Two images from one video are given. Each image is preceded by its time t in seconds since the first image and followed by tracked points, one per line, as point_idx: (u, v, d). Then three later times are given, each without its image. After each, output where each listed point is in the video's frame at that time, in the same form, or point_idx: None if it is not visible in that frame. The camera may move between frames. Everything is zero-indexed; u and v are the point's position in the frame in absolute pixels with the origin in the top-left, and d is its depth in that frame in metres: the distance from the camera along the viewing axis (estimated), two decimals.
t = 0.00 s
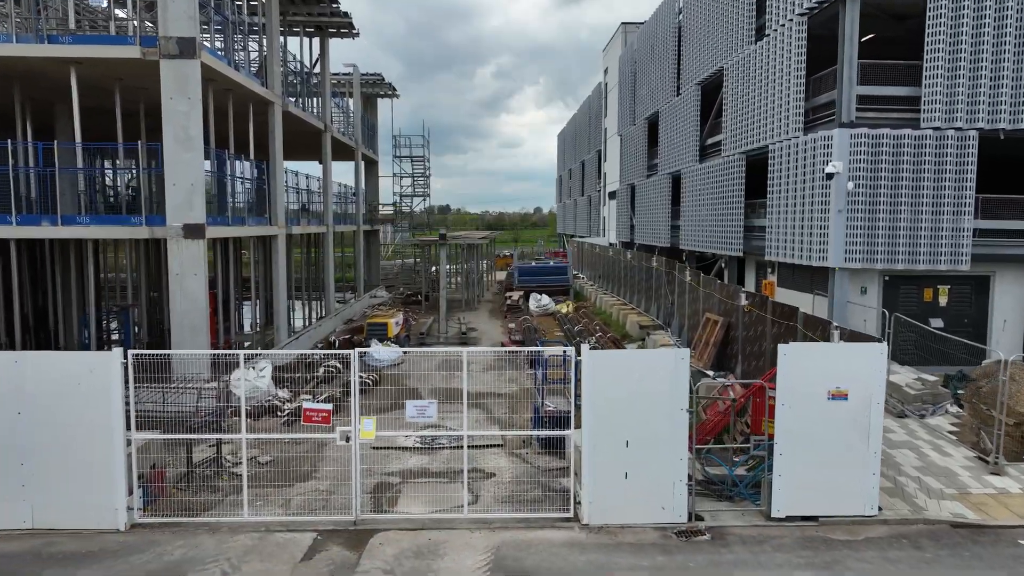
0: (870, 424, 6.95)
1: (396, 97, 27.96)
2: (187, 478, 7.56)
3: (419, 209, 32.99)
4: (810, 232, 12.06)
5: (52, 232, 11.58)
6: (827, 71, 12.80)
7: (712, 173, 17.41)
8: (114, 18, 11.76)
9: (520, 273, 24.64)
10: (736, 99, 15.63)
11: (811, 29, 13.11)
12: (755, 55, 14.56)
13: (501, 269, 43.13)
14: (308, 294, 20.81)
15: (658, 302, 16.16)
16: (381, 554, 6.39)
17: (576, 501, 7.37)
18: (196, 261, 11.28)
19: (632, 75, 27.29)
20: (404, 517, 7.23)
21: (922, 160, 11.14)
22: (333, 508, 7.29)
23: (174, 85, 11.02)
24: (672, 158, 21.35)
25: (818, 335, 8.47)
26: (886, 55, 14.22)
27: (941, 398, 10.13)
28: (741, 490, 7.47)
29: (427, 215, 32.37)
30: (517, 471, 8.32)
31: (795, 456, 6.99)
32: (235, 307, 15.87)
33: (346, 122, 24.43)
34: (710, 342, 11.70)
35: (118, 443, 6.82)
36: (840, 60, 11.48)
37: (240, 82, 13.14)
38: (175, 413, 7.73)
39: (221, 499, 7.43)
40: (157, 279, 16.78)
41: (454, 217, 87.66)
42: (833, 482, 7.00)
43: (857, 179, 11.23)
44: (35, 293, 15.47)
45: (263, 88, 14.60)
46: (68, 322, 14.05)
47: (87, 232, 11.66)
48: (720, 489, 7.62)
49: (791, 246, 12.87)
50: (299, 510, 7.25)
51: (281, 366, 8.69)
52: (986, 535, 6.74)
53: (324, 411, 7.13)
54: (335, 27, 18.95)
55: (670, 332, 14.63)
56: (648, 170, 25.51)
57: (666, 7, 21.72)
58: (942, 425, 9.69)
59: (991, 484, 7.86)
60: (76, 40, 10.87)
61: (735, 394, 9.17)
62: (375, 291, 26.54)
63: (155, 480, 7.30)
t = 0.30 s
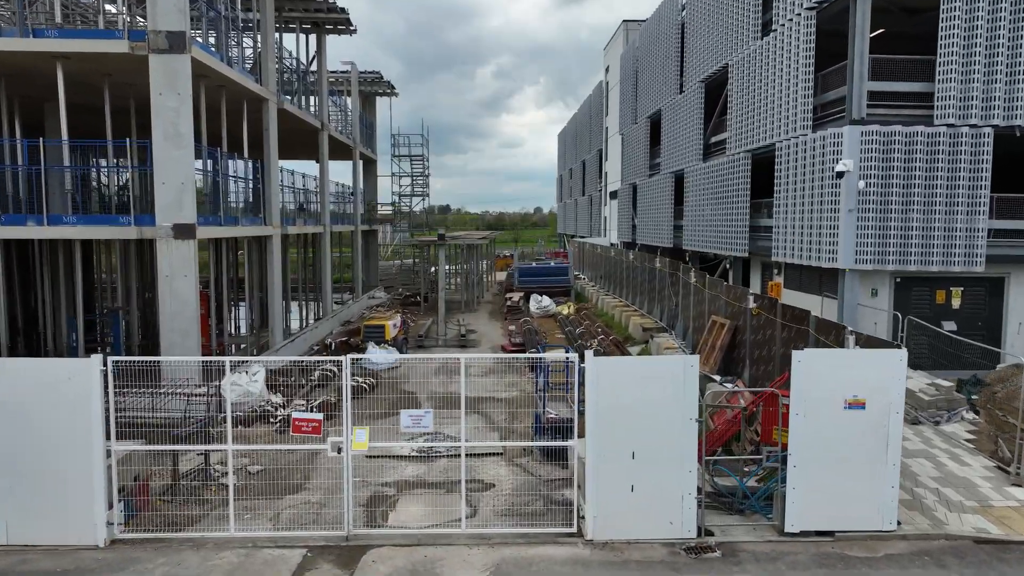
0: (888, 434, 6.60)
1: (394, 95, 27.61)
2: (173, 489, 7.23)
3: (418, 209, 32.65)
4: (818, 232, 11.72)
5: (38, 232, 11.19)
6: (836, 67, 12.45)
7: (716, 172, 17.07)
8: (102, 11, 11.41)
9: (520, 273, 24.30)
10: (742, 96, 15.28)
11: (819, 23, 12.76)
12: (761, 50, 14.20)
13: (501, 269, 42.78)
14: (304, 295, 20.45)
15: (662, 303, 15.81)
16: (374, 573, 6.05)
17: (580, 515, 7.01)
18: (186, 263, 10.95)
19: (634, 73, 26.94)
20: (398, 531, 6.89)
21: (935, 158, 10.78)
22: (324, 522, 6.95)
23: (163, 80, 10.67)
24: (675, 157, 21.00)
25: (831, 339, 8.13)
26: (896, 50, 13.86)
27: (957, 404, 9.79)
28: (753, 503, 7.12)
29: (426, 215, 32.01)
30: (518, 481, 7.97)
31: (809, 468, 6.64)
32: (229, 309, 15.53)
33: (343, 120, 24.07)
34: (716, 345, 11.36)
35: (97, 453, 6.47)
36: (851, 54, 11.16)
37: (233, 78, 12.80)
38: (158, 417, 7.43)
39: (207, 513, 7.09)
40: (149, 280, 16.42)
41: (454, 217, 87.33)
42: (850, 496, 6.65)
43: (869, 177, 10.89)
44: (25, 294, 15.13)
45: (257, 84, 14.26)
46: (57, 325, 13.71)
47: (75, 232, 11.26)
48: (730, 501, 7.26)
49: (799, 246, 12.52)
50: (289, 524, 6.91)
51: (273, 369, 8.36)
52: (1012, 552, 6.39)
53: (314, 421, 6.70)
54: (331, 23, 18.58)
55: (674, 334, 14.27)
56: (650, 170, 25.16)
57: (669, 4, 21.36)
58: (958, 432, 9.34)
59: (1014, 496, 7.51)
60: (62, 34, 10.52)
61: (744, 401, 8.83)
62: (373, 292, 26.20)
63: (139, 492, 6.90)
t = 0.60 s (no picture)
0: (909, 445, 6.26)
1: (393, 93, 27.26)
2: (156, 502, 6.91)
3: (417, 209, 32.29)
4: (828, 232, 11.38)
5: (23, 233, 10.76)
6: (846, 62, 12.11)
7: (721, 171, 16.74)
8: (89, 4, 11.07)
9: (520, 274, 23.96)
10: (747, 93, 14.94)
11: (827, 18, 12.43)
12: (768, 46, 13.86)
13: (501, 270, 42.41)
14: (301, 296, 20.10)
15: (666, 305, 15.46)
16: None
17: (584, 531, 6.68)
18: (176, 264, 10.60)
19: (636, 71, 26.61)
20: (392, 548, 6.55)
21: (949, 155, 10.43)
22: (314, 538, 6.61)
23: (152, 76, 10.34)
24: (678, 156, 20.65)
25: (846, 343, 7.79)
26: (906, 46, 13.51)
27: (973, 410, 9.44)
28: (767, 517, 6.74)
29: (425, 215, 31.65)
30: (519, 493, 7.62)
31: (826, 481, 6.31)
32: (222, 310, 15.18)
33: (341, 119, 23.72)
34: (723, 349, 11.00)
35: (74, 466, 6.13)
36: (861, 49, 10.84)
37: (226, 74, 12.47)
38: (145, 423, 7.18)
39: (192, 527, 6.75)
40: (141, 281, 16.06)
41: (454, 217, 86.96)
42: (868, 510, 6.31)
43: (880, 176, 10.55)
44: (13, 296, 14.79)
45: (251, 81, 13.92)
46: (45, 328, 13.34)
47: (61, 232, 10.85)
48: (742, 515, 6.90)
49: (807, 247, 12.18)
50: (278, 540, 6.56)
51: (267, 374, 8.09)
52: None
53: (303, 431, 6.31)
54: (328, 20, 18.25)
55: (678, 337, 13.92)
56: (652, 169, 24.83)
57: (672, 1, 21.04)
58: (976, 440, 8.99)
59: None
60: (47, 27, 10.14)
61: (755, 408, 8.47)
62: (371, 293, 25.83)
63: (121, 507, 6.58)
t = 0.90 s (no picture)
0: (932, 458, 5.92)
1: (391, 92, 26.90)
2: (138, 516, 6.57)
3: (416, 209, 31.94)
4: (839, 232, 11.05)
5: (7, 232, 10.39)
6: (856, 58, 11.77)
7: (725, 169, 16.40)
8: None
9: (521, 275, 23.62)
10: (753, 90, 14.60)
11: (837, 12, 12.09)
12: (774, 42, 13.52)
13: (501, 270, 42.05)
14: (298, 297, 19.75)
15: (669, 306, 15.11)
16: None
17: (588, 547, 6.32)
18: (165, 265, 10.26)
19: (638, 69, 26.28)
20: (386, 565, 6.20)
21: (965, 153, 10.08)
22: (303, 556, 6.26)
23: (140, 71, 9.99)
24: (681, 155, 20.31)
25: (862, 349, 7.44)
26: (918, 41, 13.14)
27: (991, 417, 9.09)
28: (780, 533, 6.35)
29: (424, 214, 31.30)
30: (519, 506, 7.29)
31: (844, 496, 5.96)
32: (215, 312, 14.81)
33: (338, 117, 23.37)
34: (731, 353, 10.65)
35: (49, 478, 5.77)
36: (872, 43, 10.49)
37: (218, 70, 12.13)
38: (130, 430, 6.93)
39: (174, 544, 6.39)
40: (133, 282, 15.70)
41: (453, 217, 86.62)
42: (889, 526, 5.96)
43: (893, 174, 10.22)
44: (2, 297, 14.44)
45: (245, 77, 13.57)
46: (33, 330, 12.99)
47: (46, 232, 10.48)
48: (754, 531, 6.50)
49: (816, 248, 11.85)
50: (265, 558, 6.22)
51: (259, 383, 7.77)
52: None
53: (291, 443, 5.96)
54: (325, 15, 17.90)
55: (683, 339, 13.57)
56: (654, 168, 24.48)
57: None
58: (995, 448, 8.64)
59: None
60: (31, 20, 9.77)
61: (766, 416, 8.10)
62: (369, 293, 25.50)
63: (101, 523, 6.24)
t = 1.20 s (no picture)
0: (958, 472, 5.58)
1: (390, 90, 26.53)
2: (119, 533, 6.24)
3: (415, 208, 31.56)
4: (850, 233, 10.70)
5: None
6: (867, 53, 11.43)
7: (730, 168, 16.07)
8: None
9: (521, 276, 23.26)
10: (759, 87, 14.25)
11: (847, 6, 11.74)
12: (781, 37, 13.19)
13: (501, 270, 41.67)
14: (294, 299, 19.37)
15: (673, 309, 14.77)
16: None
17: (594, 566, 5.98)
18: (153, 266, 9.91)
19: (639, 67, 25.93)
20: None
21: (982, 151, 9.76)
22: (292, 574, 5.92)
23: (128, 65, 9.65)
24: (684, 154, 19.96)
25: (879, 355, 7.09)
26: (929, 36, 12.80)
27: (1010, 425, 8.76)
28: (796, 551, 6.03)
29: (423, 214, 30.92)
30: (520, 520, 6.94)
31: (866, 513, 5.62)
32: (208, 314, 14.45)
33: (336, 115, 22.99)
34: (738, 357, 10.31)
35: (20, 494, 5.42)
36: (885, 37, 10.17)
37: (210, 65, 11.78)
38: (115, 438, 6.65)
39: (156, 563, 6.04)
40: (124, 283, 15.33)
41: (453, 217, 86.26)
42: (913, 545, 5.63)
43: (907, 172, 9.89)
44: None
45: (238, 73, 13.23)
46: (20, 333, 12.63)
47: (30, 232, 10.10)
48: (768, 547, 6.19)
49: (825, 249, 11.51)
50: None
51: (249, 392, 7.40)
52: None
53: (278, 457, 5.59)
54: (321, 11, 17.53)
55: (688, 342, 13.22)
56: (656, 167, 24.12)
57: None
58: (1015, 458, 8.30)
59: None
60: (14, 12, 9.39)
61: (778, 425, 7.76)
62: (367, 295, 25.14)
63: (76, 542, 5.91)
